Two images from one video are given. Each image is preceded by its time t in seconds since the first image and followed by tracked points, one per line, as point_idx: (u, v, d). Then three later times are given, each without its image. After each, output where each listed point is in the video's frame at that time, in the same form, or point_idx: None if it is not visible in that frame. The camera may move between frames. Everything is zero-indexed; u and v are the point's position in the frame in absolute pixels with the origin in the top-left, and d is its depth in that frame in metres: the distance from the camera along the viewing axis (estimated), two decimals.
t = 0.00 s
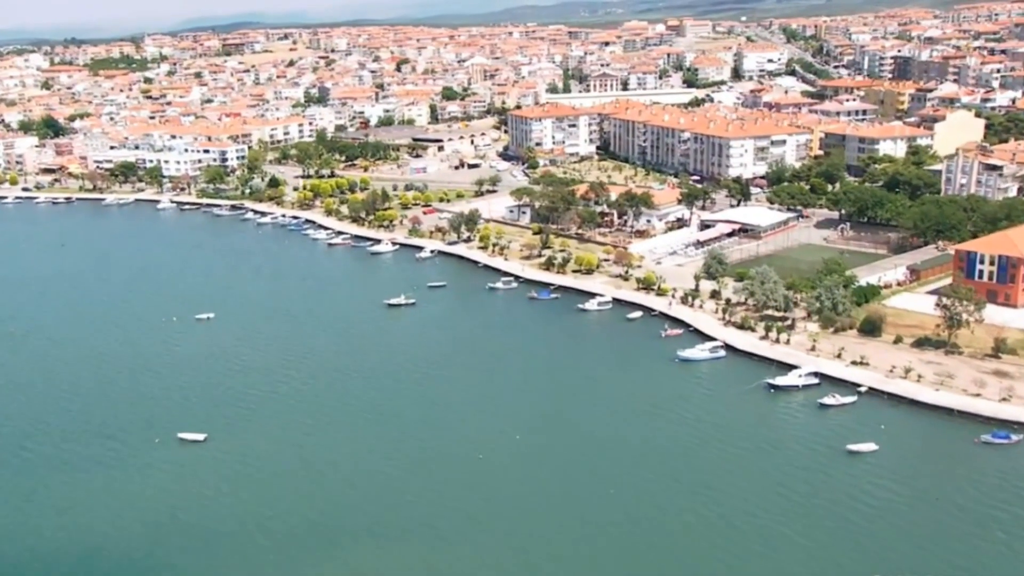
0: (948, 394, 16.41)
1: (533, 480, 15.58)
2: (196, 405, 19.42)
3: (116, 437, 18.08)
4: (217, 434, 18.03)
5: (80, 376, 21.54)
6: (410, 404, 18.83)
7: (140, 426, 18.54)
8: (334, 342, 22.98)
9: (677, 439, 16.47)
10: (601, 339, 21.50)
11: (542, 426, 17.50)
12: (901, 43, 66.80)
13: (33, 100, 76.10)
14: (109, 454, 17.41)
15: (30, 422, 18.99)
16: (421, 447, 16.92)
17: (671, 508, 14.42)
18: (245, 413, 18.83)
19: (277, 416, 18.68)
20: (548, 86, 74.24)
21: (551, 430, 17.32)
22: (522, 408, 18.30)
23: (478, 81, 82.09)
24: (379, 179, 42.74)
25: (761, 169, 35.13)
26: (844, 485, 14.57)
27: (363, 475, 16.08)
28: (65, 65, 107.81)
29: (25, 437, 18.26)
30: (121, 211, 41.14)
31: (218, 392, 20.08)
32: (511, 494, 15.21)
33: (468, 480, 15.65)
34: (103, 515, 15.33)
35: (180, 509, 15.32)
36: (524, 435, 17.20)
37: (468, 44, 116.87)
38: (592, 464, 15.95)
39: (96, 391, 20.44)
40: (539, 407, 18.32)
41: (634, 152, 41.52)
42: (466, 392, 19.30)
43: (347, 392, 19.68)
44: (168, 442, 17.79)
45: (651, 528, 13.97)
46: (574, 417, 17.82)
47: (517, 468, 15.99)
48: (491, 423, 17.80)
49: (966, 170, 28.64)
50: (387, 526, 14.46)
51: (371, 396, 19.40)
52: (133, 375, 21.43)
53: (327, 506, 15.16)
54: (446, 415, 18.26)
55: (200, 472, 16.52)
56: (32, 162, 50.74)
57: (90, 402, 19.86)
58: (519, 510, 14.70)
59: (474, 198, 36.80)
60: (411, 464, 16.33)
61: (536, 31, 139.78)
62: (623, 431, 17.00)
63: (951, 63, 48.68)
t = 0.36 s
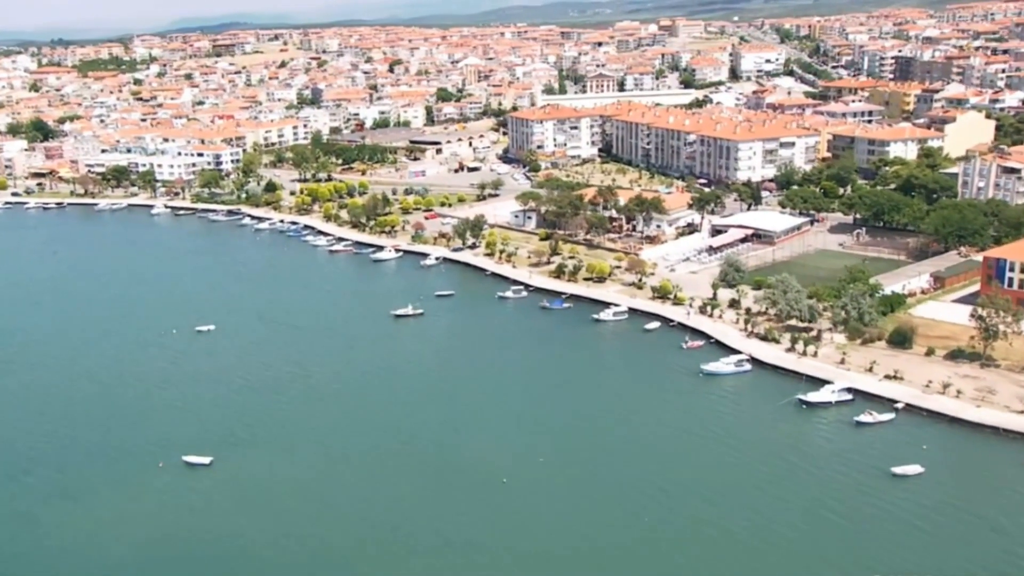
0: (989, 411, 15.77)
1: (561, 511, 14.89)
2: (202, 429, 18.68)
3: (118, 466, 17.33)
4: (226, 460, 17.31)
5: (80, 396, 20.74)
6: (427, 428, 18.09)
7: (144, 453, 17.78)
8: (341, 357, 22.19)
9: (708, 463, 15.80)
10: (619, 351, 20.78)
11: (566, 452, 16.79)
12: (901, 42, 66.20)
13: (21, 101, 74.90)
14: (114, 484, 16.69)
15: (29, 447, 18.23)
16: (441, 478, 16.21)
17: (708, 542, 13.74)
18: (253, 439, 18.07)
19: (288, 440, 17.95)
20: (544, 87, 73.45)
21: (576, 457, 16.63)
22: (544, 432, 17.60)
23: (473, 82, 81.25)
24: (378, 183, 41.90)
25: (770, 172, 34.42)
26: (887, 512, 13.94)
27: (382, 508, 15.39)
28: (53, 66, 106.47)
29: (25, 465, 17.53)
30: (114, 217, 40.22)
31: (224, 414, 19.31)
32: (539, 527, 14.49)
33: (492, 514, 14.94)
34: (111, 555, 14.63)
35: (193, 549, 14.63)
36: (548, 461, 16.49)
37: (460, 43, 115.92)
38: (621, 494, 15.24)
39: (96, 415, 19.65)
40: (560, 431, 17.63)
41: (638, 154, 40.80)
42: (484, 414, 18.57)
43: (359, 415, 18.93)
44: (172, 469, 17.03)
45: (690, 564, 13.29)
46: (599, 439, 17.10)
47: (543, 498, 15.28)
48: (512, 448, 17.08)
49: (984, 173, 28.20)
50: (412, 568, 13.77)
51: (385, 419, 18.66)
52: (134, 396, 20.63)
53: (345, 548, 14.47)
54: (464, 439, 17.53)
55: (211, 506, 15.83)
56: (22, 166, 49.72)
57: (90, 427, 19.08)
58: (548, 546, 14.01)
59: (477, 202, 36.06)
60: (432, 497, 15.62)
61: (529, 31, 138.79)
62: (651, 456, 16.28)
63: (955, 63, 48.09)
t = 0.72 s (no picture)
0: None
1: (591, 536, 14.11)
2: (208, 445, 17.85)
3: (121, 484, 16.56)
4: (233, 479, 16.49)
5: (79, 411, 19.90)
6: (443, 446, 17.26)
7: (149, 470, 17.00)
8: (350, 369, 21.40)
9: (742, 483, 15.06)
10: (639, 363, 20.09)
11: (593, 471, 16.01)
12: (903, 41, 65.65)
13: (13, 103, 73.90)
14: (117, 505, 15.87)
15: (26, 466, 17.39)
16: (462, 500, 15.39)
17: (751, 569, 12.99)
18: (264, 456, 17.28)
19: (298, 458, 17.16)
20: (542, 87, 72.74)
21: (602, 476, 15.82)
22: (567, 451, 16.78)
23: (470, 82, 80.48)
24: (379, 186, 41.15)
25: (781, 175, 33.78)
26: (936, 536, 13.26)
27: (402, 533, 14.59)
28: (45, 66, 105.38)
29: (23, 485, 16.69)
30: (110, 221, 39.37)
31: (231, 429, 18.51)
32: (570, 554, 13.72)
33: (519, 540, 14.17)
34: None
35: None
36: (575, 483, 15.67)
37: (456, 43, 115.10)
38: (655, 519, 14.42)
39: (97, 430, 18.84)
40: (584, 448, 16.83)
41: (644, 157, 40.15)
42: (502, 429, 17.79)
43: (372, 429, 18.12)
44: (179, 491, 16.23)
45: None
46: (627, 458, 16.30)
47: (571, 522, 14.50)
48: (534, 467, 16.31)
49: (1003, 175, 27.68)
50: None
51: (400, 434, 17.84)
52: (136, 410, 19.82)
53: None
54: (484, 457, 16.75)
55: (220, 530, 15.01)
56: (15, 169, 48.81)
57: (91, 443, 18.28)
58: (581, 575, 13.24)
59: (482, 206, 35.36)
60: (453, 521, 14.83)
61: (525, 30, 137.94)
62: (683, 476, 15.50)
63: (962, 63, 47.50)
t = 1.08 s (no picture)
0: None
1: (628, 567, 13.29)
2: (216, 466, 17.02)
3: (128, 506, 15.79)
4: (244, 503, 15.69)
5: (80, 429, 19.09)
6: (465, 465, 16.50)
7: (156, 492, 16.23)
8: (361, 381, 20.64)
9: (784, 506, 14.31)
10: (662, 375, 19.40)
11: (623, 492, 15.26)
12: (907, 40, 65.06)
13: (6, 104, 72.96)
14: (122, 531, 15.05)
15: (26, 489, 16.57)
16: (487, 523, 14.62)
17: None
18: (276, 475, 16.53)
19: (311, 479, 16.35)
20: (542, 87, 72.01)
21: (634, 499, 15.03)
22: (595, 471, 16.03)
23: (469, 82, 79.72)
24: (382, 188, 40.44)
25: (793, 177, 33.13)
26: (993, 564, 12.59)
27: (425, 561, 13.78)
28: (38, 66, 104.44)
29: (23, 510, 15.86)
30: (107, 225, 38.57)
31: (240, 447, 17.74)
32: None
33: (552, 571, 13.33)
34: None
35: None
36: (606, 507, 14.85)
37: (453, 43, 114.34)
38: (693, 545, 13.68)
39: (100, 448, 18.06)
40: (612, 468, 16.08)
41: (651, 159, 39.51)
42: (525, 446, 17.05)
43: (389, 446, 17.37)
44: (188, 514, 15.44)
45: None
46: (659, 478, 15.56)
47: (606, 552, 13.69)
48: (560, 490, 15.51)
49: None
50: None
51: (418, 451, 17.09)
52: (140, 426, 19.03)
53: None
54: (507, 479, 15.95)
55: (232, 558, 14.19)
56: (9, 171, 47.98)
57: (94, 461, 17.50)
58: None
59: (488, 209, 34.69)
60: (479, 549, 14.01)
61: (522, 30, 137.16)
62: (720, 497, 14.76)
63: (970, 62, 46.93)
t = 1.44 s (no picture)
0: None
1: None
2: (225, 484, 16.27)
3: (135, 526, 15.10)
4: (256, 525, 14.92)
5: (81, 443, 18.35)
6: (484, 481, 15.82)
7: (163, 511, 15.53)
8: (371, 392, 19.94)
9: (824, 529, 13.65)
10: (685, 386, 18.78)
11: (653, 512, 14.57)
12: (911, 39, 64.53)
13: None
14: (128, 556, 14.32)
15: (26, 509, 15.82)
16: (513, 545, 13.94)
17: None
18: (288, 492, 15.85)
19: (324, 498, 15.62)
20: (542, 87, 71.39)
21: (667, 521, 14.30)
22: (622, 489, 15.34)
23: (468, 82, 79.06)
24: (385, 190, 39.81)
25: (806, 179, 32.51)
26: None
27: None
28: (33, 66, 103.64)
29: (23, 532, 15.13)
30: (104, 228, 37.85)
31: (250, 462, 17.06)
32: None
33: None
34: None
35: None
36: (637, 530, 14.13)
37: (450, 43, 113.65)
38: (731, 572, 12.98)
39: (103, 463, 17.36)
40: (640, 485, 15.42)
41: (658, 160, 38.92)
42: (547, 462, 16.37)
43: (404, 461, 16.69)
44: (197, 538, 14.69)
45: None
46: (689, 497, 14.88)
47: None
48: (588, 510, 14.77)
49: None
50: None
51: (436, 467, 16.41)
52: (143, 439, 18.31)
53: None
54: (531, 498, 15.22)
55: None
56: (4, 173, 47.23)
57: (97, 478, 16.80)
58: None
59: (494, 212, 34.08)
60: None
61: (519, 29, 136.35)
62: (756, 520, 14.07)
63: (978, 62, 46.38)
